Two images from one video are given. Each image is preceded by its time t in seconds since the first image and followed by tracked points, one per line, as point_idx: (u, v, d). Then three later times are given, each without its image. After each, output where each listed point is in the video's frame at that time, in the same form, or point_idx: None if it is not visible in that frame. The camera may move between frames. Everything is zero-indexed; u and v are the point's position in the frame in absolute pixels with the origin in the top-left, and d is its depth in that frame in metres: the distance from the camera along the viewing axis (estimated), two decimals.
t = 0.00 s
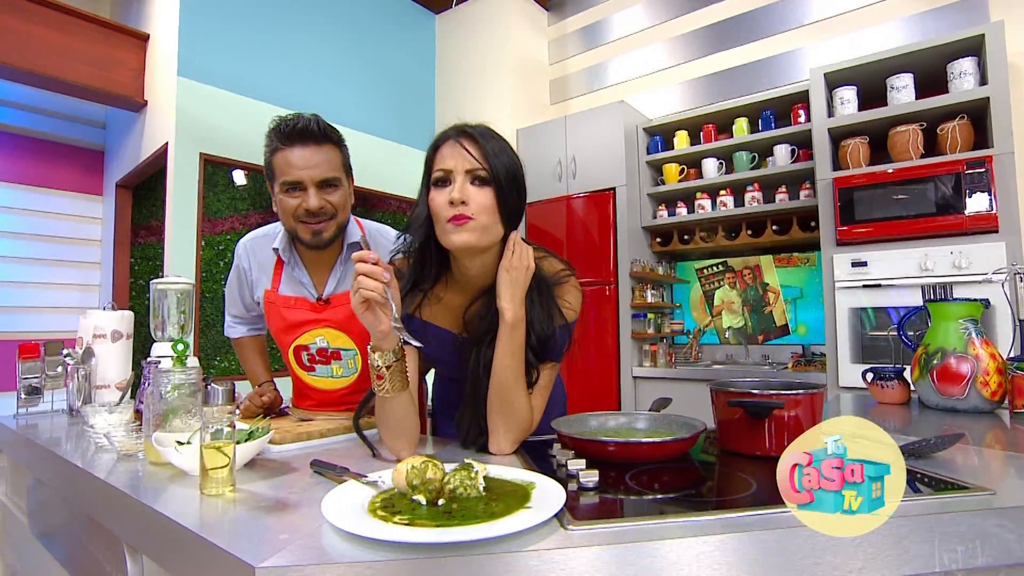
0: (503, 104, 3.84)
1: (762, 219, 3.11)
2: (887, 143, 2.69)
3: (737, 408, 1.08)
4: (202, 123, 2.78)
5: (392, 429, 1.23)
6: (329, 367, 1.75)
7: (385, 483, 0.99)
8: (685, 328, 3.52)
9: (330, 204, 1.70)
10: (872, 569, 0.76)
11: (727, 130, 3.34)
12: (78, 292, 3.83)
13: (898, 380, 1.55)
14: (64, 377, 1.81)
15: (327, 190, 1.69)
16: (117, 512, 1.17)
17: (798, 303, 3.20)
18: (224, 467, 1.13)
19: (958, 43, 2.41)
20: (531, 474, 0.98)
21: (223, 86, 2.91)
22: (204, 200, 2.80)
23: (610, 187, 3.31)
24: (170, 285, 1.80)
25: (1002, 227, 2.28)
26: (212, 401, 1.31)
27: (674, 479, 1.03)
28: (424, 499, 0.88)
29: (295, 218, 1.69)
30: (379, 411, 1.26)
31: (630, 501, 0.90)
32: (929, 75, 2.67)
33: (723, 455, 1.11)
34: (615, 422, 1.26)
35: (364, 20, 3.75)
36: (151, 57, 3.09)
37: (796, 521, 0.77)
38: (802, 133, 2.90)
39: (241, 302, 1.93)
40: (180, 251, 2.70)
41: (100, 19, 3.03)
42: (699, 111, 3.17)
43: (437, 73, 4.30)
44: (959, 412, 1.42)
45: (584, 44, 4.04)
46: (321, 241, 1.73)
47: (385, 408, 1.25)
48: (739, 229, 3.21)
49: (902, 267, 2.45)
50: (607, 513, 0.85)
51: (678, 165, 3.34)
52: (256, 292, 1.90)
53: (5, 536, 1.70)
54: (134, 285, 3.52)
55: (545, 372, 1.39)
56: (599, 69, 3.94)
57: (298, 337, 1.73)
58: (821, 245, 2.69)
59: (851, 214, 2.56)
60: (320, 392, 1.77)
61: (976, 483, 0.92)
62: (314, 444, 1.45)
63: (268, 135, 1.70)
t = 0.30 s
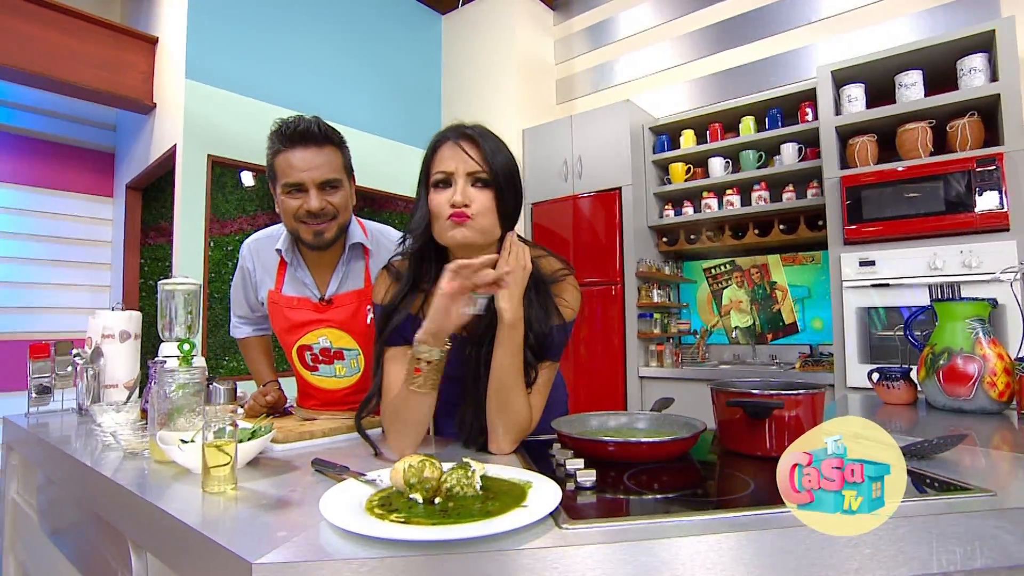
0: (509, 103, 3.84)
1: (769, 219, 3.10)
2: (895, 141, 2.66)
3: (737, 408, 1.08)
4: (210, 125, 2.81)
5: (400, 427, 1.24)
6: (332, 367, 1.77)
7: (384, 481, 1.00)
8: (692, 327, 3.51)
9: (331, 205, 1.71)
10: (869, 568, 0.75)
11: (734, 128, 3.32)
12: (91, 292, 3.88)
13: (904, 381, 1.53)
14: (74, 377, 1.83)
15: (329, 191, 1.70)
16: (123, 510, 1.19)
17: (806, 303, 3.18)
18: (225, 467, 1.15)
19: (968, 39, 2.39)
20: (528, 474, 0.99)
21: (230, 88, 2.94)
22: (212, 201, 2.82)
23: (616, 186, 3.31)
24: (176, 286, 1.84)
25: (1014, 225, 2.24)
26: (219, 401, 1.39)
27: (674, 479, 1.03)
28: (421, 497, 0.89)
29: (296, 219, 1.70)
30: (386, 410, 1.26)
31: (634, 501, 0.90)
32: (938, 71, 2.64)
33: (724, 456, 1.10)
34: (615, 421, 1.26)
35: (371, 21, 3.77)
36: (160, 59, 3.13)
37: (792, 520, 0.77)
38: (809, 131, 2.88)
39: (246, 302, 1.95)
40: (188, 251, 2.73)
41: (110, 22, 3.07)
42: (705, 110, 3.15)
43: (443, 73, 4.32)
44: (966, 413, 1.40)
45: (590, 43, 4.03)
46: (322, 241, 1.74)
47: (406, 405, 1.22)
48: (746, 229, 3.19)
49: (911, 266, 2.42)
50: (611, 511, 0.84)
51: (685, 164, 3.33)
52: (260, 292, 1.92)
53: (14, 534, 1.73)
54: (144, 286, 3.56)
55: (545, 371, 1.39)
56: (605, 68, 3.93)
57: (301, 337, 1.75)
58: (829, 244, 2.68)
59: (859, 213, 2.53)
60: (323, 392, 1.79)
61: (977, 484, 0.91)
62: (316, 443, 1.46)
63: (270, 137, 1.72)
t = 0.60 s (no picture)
0: (517, 101, 3.81)
1: (781, 216, 3.05)
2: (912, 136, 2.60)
3: (741, 409, 1.04)
4: (217, 124, 2.81)
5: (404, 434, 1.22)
6: (335, 368, 1.76)
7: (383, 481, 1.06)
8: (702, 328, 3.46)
9: (335, 206, 1.70)
10: None
11: (745, 125, 3.27)
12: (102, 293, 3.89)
13: (918, 383, 1.48)
14: (80, 377, 1.83)
15: (332, 192, 1.69)
16: (126, 511, 1.19)
17: (820, 303, 3.12)
18: (225, 468, 1.17)
19: (987, 30, 2.32)
20: (526, 475, 1.03)
21: (235, 87, 2.94)
22: (218, 202, 2.83)
23: (625, 184, 3.27)
24: (180, 287, 1.83)
25: None
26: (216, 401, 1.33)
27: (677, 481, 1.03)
28: (418, 497, 0.94)
29: (300, 220, 1.69)
30: (382, 412, 1.23)
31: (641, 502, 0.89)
32: (956, 64, 2.58)
33: (729, 459, 1.06)
34: (620, 423, 1.26)
35: (378, 19, 3.76)
36: (167, 59, 3.14)
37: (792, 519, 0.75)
38: (822, 127, 2.82)
39: (249, 303, 1.94)
40: (194, 252, 2.73)
41: (116, 23, 3.08)
42: (716, 106, 3.10)
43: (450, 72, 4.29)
44: (983, 416, 1.35)
45: (599, 39, 3.99)
46: (327, 242, 1.73)
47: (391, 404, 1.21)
48: (758, 227, 3.13)
49: (928, 265, 2.36)
50: (621, 513, 0.82)
51: (695, 162, 3.28)
52: (263, 293, 1.90)
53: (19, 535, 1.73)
54: (152, 286, 3.58)
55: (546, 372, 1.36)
56: (614, 65, 3.89)
57: (304, 338, 1.75)
58: (842, 243, 2.62)
59: (873, 209, 2.48)
60: (326, 393, 1.79)
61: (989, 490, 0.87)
62: (318, 445, 1.44)
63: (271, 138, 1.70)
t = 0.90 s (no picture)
0: (524, 99, 3.78)
1: (794, 214, 3.00)
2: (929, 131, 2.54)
3: (746, 411, 1.01)
4: (223, 125, 2.82)
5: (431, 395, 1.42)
6: (339, 368, 1.76)
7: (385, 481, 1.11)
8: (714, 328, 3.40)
9: (343, 203, 1.69)
10: None
11: (756, 121, 3.21)
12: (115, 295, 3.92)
13: (933, 385, 1.39)
14: (86, 378, 1.83)
15: (339, 190, 1.68)
16: (128, 511, 1.18)
17: (835, 303, 3.06)
18: (228, 468, 1.17)
19: (1007, 21, 2.25)
20: (527, 477, 1.06)
21: (242, 86, 2.94)
22: (225, 202, 2.83)
23: (634, 182, 3.23)
24: (186, 288, 1.80)
25: None
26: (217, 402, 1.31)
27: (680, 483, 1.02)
28: (417, 499, 0.99)
29: (308, 219, 1.68)
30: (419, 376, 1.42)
31: (650, 506, 0.89)
32: (974, 56, 2.51)
33: (736, 462, 1.03)
34: (623, 425, 1.24)
35: (385, 18, 3.75)
36: (173, 59, 3.15)
37: (797, 524, 0.74)
38: (837, 123, 2.76)
39: (253, 304, 1.93)
40: (201, 252, 2.73)
41: (122, 23, 3.09)
42: (727, 103, 3.05)
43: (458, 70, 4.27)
44: (1000, 419, 1.26)
45: (607, 35, 3.95)
46: (335, 240, 1.72)
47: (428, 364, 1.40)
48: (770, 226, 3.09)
49: (946, 264, 2.30)
50: (634, 514, 0.83)
51: (706, 159, 3.24)
52: (267, 293, 1.89)
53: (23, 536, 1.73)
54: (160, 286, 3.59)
55: (537, 344, 1.46)
56: (624, 61, 3.84)
57: (307, 338, 1.74)
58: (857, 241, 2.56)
59: (889, 206, 2.42)
60: (330, 392, 1.79)
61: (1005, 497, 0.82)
62: (320, 446, 1.42)
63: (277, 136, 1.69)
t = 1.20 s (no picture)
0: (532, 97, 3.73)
1: (806, 213, 2.95)
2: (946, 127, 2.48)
3: (749, 412, 0.98)
4: (230, 126, 2.83)
5: (460, 343, 1.54)
6: (343, 367, 1.77)
7: (381, 483, 1.10)
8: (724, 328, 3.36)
9: (349, 201, 1.68)
10: None
11: (768, 117, 3.16)
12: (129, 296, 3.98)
13: (948, 386, 1.34)
14: (93, 378, 1.84)
15: (345, 187, 1.67)
16: (131, 511, 1.18)
17: (848, 303, 3.02)
18: (230, 469, 1.16)
19: None
20: (527, 478, 1.04)
21: (248, 87, 2.95)
22: (233, 203, 2.85)
23: (643, 181, 3.19)
24: (192, 289, 1.79)
25: None
26: (218, 402, 1.28)
27: (684, 485, 1.00)
28: (416, 500, 0.97)
29: (313, 215, 1.67)
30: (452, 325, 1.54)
31: (653, 506, 0.89)
32: (992, 49, 2.44)
33: (740, 464, 1.01)
34: (627, 426, 1.21)
35: (393, 17, 3.75)
36: (181, 60, 3.17)
37: (798, 529, 0.73)
38: (851, 119, 2.71)
39: (259, 304, 1.93)
40: (208, 253, 2.75)
41: (130, 25, 3.11)
42: (737, 99, 3.00)
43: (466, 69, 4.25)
44: (1016, 422, 1.21)
45: (617, 31, 3.89)
46: (340, 237, 1.71)
47: (458, 314, 1.51)
48: (782, 224, 3.04)
49: (963, 263, 2.25)
50: (642, 516, 0.82)
51: (716, 157, 3.19)
52: (272, 293, 1.88)
53: (29, 536, 1.74)
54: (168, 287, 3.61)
55: (554, 312, 1.45)
56: (634, 58, 3.79)
57: (312, 336, 1.76)
58: (871, 240, 2.51)
59: (903, 205, 2.36)
60: (335, 392, 1.80)
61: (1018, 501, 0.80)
62: (323, 446, 1.41)
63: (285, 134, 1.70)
